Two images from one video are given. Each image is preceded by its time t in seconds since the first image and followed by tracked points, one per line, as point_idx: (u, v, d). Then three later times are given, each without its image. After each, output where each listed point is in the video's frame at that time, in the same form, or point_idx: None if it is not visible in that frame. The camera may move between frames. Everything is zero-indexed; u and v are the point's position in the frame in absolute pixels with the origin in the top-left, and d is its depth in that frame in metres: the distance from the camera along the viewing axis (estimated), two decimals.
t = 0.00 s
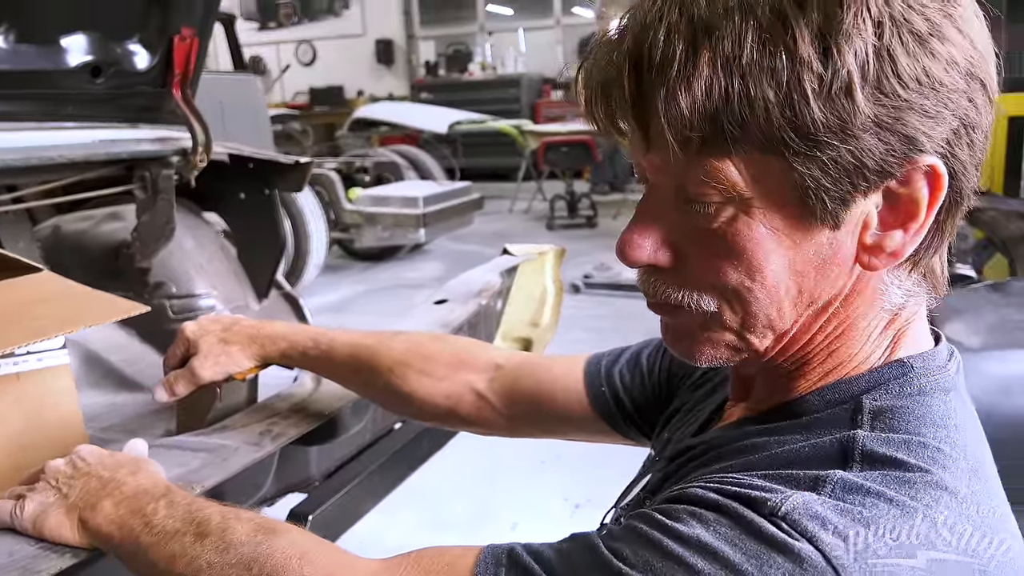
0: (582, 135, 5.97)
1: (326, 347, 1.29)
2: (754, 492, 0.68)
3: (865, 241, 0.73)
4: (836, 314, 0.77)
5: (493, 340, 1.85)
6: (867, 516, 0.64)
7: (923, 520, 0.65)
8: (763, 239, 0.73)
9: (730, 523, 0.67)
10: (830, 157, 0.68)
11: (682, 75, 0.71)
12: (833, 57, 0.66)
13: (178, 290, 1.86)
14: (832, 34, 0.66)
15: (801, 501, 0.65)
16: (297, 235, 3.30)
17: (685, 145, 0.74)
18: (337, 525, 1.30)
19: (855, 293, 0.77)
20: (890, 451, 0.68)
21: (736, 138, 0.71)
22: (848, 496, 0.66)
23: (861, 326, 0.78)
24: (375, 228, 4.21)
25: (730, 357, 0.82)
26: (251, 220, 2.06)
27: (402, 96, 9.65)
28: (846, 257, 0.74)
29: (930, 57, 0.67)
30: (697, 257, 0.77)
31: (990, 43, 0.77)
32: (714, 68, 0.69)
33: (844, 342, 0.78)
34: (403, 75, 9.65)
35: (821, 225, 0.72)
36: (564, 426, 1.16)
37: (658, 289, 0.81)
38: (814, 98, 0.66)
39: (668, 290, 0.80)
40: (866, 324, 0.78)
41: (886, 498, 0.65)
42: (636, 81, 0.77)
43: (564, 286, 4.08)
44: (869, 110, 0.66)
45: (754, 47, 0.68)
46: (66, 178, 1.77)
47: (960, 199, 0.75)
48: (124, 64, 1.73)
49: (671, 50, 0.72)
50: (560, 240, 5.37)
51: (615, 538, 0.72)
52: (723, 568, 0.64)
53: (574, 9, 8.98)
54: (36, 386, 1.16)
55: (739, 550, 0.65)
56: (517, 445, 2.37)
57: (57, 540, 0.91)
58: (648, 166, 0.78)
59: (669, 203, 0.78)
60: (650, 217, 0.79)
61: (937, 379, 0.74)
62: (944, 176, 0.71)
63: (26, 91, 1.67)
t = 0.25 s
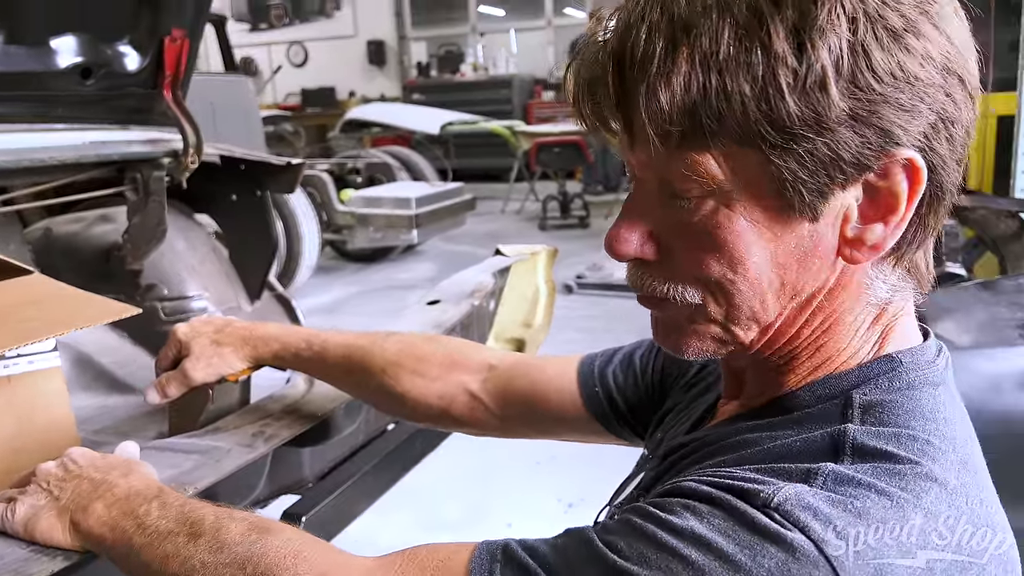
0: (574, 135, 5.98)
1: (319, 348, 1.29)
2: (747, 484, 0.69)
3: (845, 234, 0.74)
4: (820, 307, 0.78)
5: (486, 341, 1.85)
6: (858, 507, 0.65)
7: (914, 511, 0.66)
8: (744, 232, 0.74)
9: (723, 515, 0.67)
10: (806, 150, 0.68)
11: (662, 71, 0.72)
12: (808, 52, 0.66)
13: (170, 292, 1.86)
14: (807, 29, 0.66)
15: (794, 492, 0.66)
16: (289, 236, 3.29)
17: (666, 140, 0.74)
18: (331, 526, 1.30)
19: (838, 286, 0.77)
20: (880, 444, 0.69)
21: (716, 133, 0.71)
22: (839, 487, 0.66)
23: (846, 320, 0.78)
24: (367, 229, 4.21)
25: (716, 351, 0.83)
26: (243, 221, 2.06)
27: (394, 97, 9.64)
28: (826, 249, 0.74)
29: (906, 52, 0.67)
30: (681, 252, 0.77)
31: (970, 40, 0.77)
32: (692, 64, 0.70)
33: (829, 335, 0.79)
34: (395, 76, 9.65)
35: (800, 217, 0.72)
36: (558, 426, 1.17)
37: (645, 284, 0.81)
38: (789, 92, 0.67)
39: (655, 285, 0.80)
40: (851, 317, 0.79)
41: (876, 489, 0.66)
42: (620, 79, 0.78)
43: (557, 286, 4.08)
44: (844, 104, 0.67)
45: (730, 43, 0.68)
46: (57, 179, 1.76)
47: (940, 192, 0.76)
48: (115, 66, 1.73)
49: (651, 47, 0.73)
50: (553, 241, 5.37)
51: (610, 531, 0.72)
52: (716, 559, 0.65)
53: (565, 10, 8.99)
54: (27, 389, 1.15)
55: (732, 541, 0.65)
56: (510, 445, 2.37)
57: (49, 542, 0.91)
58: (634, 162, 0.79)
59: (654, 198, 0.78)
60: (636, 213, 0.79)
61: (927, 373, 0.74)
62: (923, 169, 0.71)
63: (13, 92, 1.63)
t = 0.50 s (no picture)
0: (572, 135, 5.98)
1: (315, 348, 1.29)
2: (744, 485, 0.68)
3: (795, 224, 0.75)
4: (780, 294, 0.80)
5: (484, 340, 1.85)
6: (855, 509, 0.65)
7: (909, 512, 0.66)
8: (694, 210, 0.79)
9: (720, 516, 0.67)
10: (744, 133, 0.73)
11: (630, 54, 0.78)
12: (748, 40, 0.70)
13: (166, 292, 1.85)
14: (751, 18, 0.70)
15: (791, 493, 0.65)
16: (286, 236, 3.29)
17: (636, 119, 0.81)
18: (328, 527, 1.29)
19: (800, 278, 0.78)
20: (877, 445, 0.69)
21: (668, 111, 0.77)
22: (836, 488, 0.66)
23: (810, 313, 0.79)
24: (365, 228, 4.20)
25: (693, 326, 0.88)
26: (240, 221, 2.05)
27: (392, 96, 9.64)
28: (774, 236, 0.77)
29: (856, 48, 0.68)
30: (646, 226, 0.84)
31: (977, 45, 0.74)
32: (650, 46, 0.76)
33: (794, 324, 0.80)
34: (392, 75, 9.64)
35: (744, 201, 0.76)
36: (555, 425, 1.16)
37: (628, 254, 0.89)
38: (726, 75, 0.71)
39: (634, 256, 0.88)
40: (821, 313, 0.79)
41: (874, 491, 0.66)
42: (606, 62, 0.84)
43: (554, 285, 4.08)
44: (780, 91, 0.70)
45: (681, 28, 0.73)
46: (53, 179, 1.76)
47: (912, 195, 0.73)
48: (110, 65, 1.68)
49: (625, 31, 0.79)
50: (551, 240, 5.37)
51: (606, 532, 0.72)
52: (713, 562, 0.64)
53: (563, 10, 8.99)
54: (24, 389, 1.15)
55: (729, 543, 0.65)
56: (508, 445, 2.36)
57: (44, 544, 0.91)
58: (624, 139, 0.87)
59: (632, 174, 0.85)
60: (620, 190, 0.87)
61: (924, 375, 0.74)
62: (875, 167, 0.70)
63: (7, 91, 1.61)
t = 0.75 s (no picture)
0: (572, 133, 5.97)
1: (315, 345, 1.28)
2: (744, 483, 0.68)
3: (799, 216, 0.75)
4: (783, 287, 0.80)
5: (483, 338, 1.84)
6: (856, 507, 0.65)
7: (911, 511, 0.66)
8: (698, 201, 0.79)
9: (720, 514, 0.67)
10: (750, 121, 0.73)
11: (640, 41, 0.79)
12: (758, 29, 0.70)
13: (166, 290, 1.85)
14: (761, 7, 0.70)
15: (792, 490, 0.65)
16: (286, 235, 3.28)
17: (644, 107, 0.81)
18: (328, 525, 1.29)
19: (803, 271, 0.79)
20: (879, 443, 0.68)
21: (676, 100, 0.77)
22: (837, 486, 0.66)
23: (812, 307, 0.79)
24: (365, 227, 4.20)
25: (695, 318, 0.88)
26: (240, 219, 2.05)
27: (392, 94, 9.64)
28: (777, 227, 0.77)
29: (864, 40, 0.68)
30: (650, 215, 0.84)
31: (989, 42, 0.73)
32: (660, 34, 0.76)
33: (796, 317, 0.80)
34: (392, 74, 9.64)
35: (748, 192, 0.76)
36: (556, 423, 1.16)
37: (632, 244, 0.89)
38: (734, 63, 0.72)
39: (638, 246, 0.88)
40: (822, 307, 0.79)
41: (875, 488, 0.66)
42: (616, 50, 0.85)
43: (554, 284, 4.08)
44: (786, 81, 0.70)
45: (692, 16, 0.74)
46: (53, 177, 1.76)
47: (917, 190, 0.73)
48: (110, 63, 1.68)
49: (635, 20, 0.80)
50: (551, 238, 5.37)
51: (606, 530, 0.72)
52: (713, 559, 0.64)
53: (563, 8, 8.98)
54: (23, 388, 1.15)
55: (729, 540, 0.65)
56: (509, 443, 2.36)
57: (43, 541, 0.91)
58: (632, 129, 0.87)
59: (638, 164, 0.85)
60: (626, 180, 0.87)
61: (926, 373, 0.74)
62: (881, 160, 0.70)
63: (6, 89, 1.61)
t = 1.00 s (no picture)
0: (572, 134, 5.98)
1: (315, 346, 1.29)
2: (743, 485, 0.68)
3: (814, 223, 0.75)
4: (793, 292, 0.80)
5: (484, 339, 1.85)
6: (855, 509, 0.65)
7: (909, 513, 0.66)
8: (712, 206, 0.78)
9: (719, 516, 0.67)
10: (769, 130, 0.72)
11: (654, 40, 0.77)
12: (780, 34, 0.69)
13: (167, 291, 1.84)
14: (784, 11, 0.69)
15: (790, 493, 0.65)
16: (286, 236, 3.29)
17: (655, 108, 0.80)
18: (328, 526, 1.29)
19: (813, 277, 0.79)
20: (877, 445, 0.69)
21: (693, 104, 0.76)
22: (836, 488, 0.66)
23: (822, 313, 0.79)
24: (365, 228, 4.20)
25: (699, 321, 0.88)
26: (240, 220, 2.05)
27: (392, 95, 9.65)
28: (793, 234, 0.77)
29: (888, 49, 0.67)
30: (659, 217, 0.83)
31: (1001, 53, 0.74)
32: (677, 34, 0.74)
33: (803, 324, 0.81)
34: (392, 75, 9.64)
35: (765, 198, 0.76)
36: (556, 425, 1.16)
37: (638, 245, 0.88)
38: (756, 69, 0.70)
39: (645, 246, 0.87)
40: (832, 313, 0.79)
41: (874, 491, 0.66)
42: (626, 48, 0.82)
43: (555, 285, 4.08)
44: (811, 88, 0.69)
45: (712, 18, 0.72)
46: (54, 178, 1.76)
47: (931, 201, 0.73)
48: (111, 64, 1.68)
49: (649, 19, 0.78)
50: (551, 239, 5.37)
51: (606, 532, 0.72)
52: (713, 561, 0.64)
53: (564, 10, 8.99)
54: (24, 388, 1.15)
55: (728, 543, 0.65)
56: (509, 444, 2.36)
57: (43, 542, 0.91)
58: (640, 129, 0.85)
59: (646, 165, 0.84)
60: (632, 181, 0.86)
61: (926, 376, 0.74)
62: (899, 170, 0.70)
63: (8, 90, 1.61)
